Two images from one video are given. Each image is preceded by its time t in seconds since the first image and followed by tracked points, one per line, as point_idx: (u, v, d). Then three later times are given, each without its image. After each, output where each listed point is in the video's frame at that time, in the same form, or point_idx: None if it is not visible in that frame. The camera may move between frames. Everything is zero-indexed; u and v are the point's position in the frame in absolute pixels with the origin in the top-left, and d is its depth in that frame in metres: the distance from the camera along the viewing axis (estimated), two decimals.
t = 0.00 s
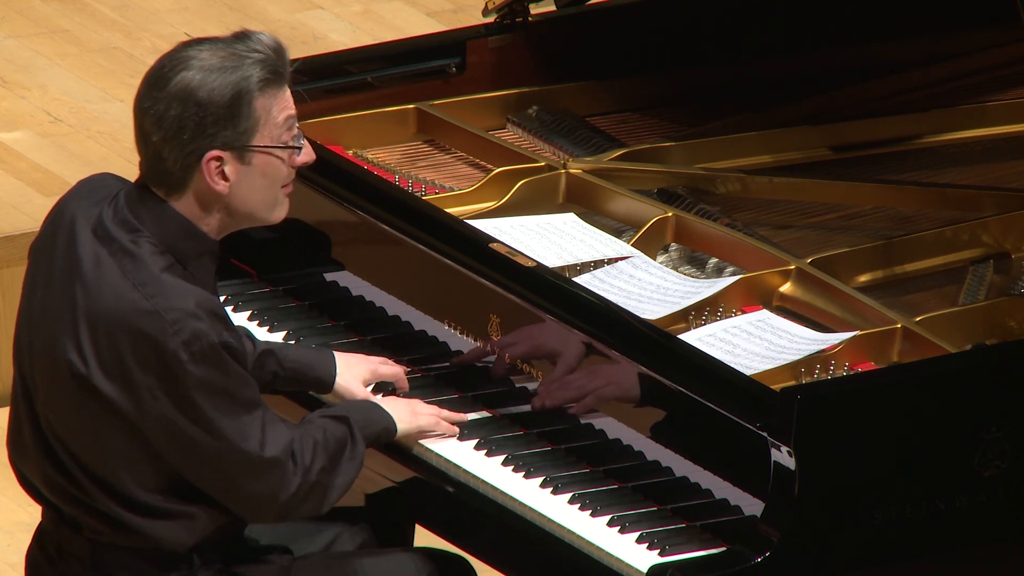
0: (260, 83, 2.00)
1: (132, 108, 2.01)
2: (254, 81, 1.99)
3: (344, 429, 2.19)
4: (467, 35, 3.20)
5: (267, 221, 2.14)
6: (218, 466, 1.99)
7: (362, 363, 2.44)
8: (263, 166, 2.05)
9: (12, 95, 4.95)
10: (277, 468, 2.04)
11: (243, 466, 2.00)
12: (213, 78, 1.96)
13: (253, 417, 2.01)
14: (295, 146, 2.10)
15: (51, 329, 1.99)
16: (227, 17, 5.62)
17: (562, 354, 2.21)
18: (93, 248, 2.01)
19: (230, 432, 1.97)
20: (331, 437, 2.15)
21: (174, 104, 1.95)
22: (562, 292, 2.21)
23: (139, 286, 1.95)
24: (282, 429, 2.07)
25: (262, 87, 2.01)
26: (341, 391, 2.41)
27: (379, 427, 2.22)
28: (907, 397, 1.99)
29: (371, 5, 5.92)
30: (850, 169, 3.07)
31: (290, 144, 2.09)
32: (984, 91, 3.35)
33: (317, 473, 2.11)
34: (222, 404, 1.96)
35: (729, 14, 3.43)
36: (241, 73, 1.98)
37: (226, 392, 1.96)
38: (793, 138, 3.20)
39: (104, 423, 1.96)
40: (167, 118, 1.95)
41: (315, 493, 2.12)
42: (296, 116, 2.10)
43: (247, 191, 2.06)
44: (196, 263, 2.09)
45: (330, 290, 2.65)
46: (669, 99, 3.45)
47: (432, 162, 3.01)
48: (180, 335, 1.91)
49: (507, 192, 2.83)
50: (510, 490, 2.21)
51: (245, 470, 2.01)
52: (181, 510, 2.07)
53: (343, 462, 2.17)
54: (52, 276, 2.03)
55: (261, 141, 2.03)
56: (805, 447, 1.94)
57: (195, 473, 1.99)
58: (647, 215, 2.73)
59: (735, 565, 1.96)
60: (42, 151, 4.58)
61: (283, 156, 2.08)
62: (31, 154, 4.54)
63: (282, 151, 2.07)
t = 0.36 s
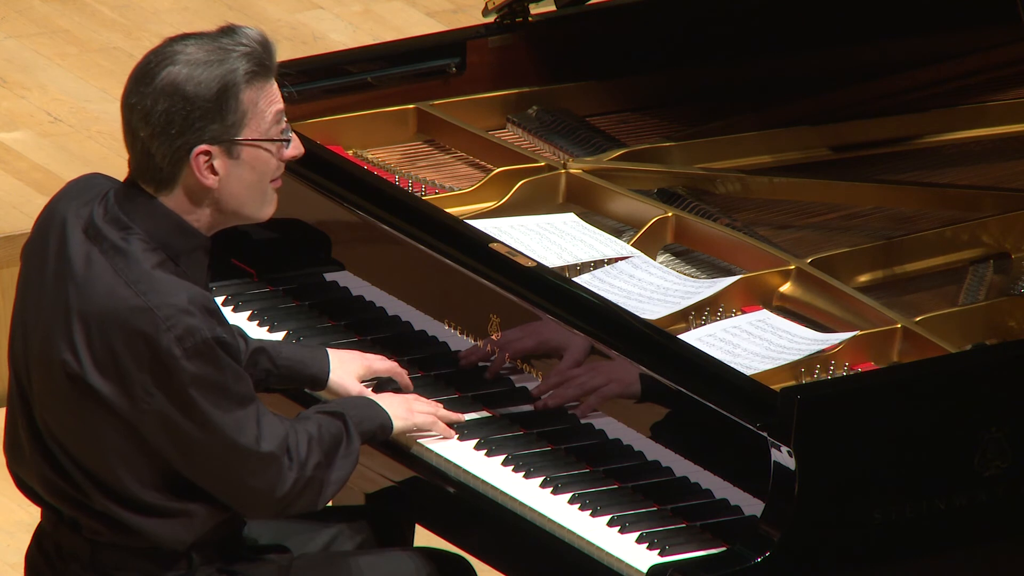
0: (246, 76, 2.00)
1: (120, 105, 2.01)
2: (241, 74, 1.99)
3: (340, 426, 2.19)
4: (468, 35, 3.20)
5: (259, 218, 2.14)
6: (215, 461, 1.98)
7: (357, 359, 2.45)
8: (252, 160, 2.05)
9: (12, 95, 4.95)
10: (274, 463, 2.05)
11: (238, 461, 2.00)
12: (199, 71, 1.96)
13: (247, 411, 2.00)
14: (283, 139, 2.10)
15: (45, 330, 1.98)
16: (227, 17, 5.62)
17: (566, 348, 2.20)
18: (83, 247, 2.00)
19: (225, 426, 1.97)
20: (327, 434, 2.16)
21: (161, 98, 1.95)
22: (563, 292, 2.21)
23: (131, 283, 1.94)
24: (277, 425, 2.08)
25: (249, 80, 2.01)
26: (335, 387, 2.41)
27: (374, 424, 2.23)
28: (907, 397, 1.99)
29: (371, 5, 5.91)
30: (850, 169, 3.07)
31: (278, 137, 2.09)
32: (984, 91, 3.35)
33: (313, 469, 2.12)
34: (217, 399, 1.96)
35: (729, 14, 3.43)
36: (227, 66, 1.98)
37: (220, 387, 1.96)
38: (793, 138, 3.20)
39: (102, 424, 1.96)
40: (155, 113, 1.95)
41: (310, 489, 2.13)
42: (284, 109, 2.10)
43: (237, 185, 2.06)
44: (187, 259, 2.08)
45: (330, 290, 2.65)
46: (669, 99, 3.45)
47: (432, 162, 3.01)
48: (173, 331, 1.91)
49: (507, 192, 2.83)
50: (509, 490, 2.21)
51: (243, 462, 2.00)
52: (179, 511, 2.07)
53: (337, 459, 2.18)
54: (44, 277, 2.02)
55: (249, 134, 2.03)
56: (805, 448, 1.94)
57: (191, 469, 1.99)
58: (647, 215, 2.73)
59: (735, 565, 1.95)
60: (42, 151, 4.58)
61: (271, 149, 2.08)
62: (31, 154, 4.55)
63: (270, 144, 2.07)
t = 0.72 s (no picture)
0: (233, 68, 2.00)
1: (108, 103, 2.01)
2: (227, 67, 1.99)
3: (338, 423, 2.19)
4: (468, 35, 3.19)
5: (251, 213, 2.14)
6: (213, 457, 1.99)
7: (357, 359, 2.46)
8: (242, 152, 2.05)
9: (12, 95, 4.95)
10: (271, 457, 2.05)
11: (235, 457, 2.00)
12: (186, 65, 1.96)
13: (246, 404, 2.01)
14: (273, 131, 2.10)
15: (40, 331, 1.98)
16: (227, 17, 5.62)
17: (566, 348, 2.20)
18: (75, 247, 2.00)
19: (221, 422, 1.97)
20: (325, 431, 2.16)
21: (148, 94, 1.95)
22: (564, 293, 2.21)
23: (123, 281, 1.94)
24: (273, 420, 2.08)
25: (235, 72, 2.01)
26: (335, 387, 2.42)
27: (374, 424, 2.23)
28: (907, 398, 1.99)
29: (371, 5, 5.91)
30: (850, 169, 3.07)
31: (267, 129, 2.09)
32: (984, 91, 3.35)
33: (311, 464, 2.12)
34: (211, 394, 1.95)
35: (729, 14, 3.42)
36: (213, 59, 1.98)
37: (214, 381, 1.95)
38: (793, 138, 3.20)
39: (101, 423, 1.96)
40: (143, 110, 1.95)
41: (308, 485, 2.13)
42: (271, 101, 2.10)
43: (228, 179, 2.06)
44: (180, 255, 2.09)
45: (330, 290, 2.65)
46: (670, 100, 3.45)
47: (432, 162, 3.01)
48: (166, 328, 1.91)
49: (507, 192, 2.83)
50: (509, 489, 2.21)
51: (243, 456, 2.01)
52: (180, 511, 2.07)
53: (336, 456, 2.18)
54: (38, 278, 2.02)
55: (238, 127, 2.03)
56: (805, 448, 1.94)
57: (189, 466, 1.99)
58: (647, 215, 2.73)
59: (735, 565, 1.95)
60: (42, 151, 4.59)
61: (261, 141, 2.08)
62: (31, 154, 4.55)
63: (259, 136, 2.07)
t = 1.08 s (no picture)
0: (225, 63, 2.01)
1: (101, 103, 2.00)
2: (219, 61, 1.99)
3: (338, 424, 2.19)
4: (468, 35, 3.19)
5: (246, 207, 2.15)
6: (213, 455, 1.99)
7: (356, 364, 2.45)
8: (237, 147, 2.06)
9: (12, 95, 4.95)
10: (270, 455, 2.05)
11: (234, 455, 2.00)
12: (178, 62, 1.96)
13: (243, 402, 2.01)
14: (266, 125, 2.10)
15: (38, 331, 1.98)
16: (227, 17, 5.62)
17: (565, 350, 2.20)
18: (72, 245, 2.00)
19: (220, 419, 1.97)
20: (324, 430, 2.16)
21: (141, 92, 1.95)
22: (564, 294, 2.21)
23: (120, 279, 1.94)
24: (272, 418, 2.08)
25: (227, 66, 2.01)
26: (334, 392, 2.41)
27: (374, 425, 2.23)
28: (907, 398, 1.99)
29: (371, 5, 5.91)
30: (850, 169, 3.07)
31: (261, 123, 2.09)
32: (984, 91, 3.35)
33: (309, 463, 2.12)
34: (210, 392, 1.96)
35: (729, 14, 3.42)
36: (205, 55, 1.98)
37: (212, 378, 1.95)
38: (793, 138, 3.20)
39: (100, 423, 1.96)
40: (137, 108, 1.95)
41: (306, 484, 2.13)
42: (263, 95, 2.10)
43: (223, 174, 2.06)
44: (176, 252, 2.09)
45: (330, 290, 2.65)
46: (669, 99, 3.45)
47: (432, 162, 3.01)
48: (164, 325, 1.91)
49: (507, 192, 2.83)
50: (509, 489, 2.21)
51: (241, 454, 2.01)
52: (180, 510, 2.06)
53: (336, 456, 2.18)
54: (34, 278, 2.02)
55: (232, 122, 2.04)
56: (805, 448, 1.94)
57: (189, 464, 1.99)
58: (647, 215, 2.73)
59: (735, 565, 1.95)
60: (41, 150, 4.59)
61: (255, 136, 2.09)
62: (31, 154, 4.56)
63: (253, 129, 2.08)
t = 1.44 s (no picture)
0: (218, 57, 2.01)
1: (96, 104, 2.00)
2: (212, 56, 1.99)
3: (337, 422, 2.19)
4: (468, 35, 3.19)
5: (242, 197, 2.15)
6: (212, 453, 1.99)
7: (356, 359, 2.46)
8: (233, 142, 2.06)
9: (12, 95, 4.96)
10: (270, 453, 2.05)
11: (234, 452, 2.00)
12: (172, 59, 1.96)
13: (243, 400, 2.01)
14: (260, 117, 2.11)
15: (36, 330, 1.98)
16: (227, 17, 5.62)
17: (565, 349, 2.20)
18: (69, 245, 2.00)
19: (220, 417, 1.97)
20: (323, 428, 2.16)
21: (137, 91, 1.95)
22: (563, 292, 2.21)
23: (118, 277, 1.94)
24: (272, 416, 2.08)
25: (221, 60, 2.01)
26: (334, 387, 2.42)
27: (373, 423, 2.22)
28: (907, 398, 1.99)
29: (371, 5, 5.91)
30: (850, 169, 3.07)
31: (255, 117, 2.10)
32: (984, 91, 3.35)
33: (309, 461, 2.12)
34: (210, 389, 1.96)
35: (729, 14, 3.42)
36: (198, 51, 1.98)
37: (212, 375, 1.96)
38: (793, 138, 3.20)
39: (100, 422, 1.96)
40: (134, 107, 1.95)
41: (305, 482, 2.13)
42: (257, 90, 2.10)
43: (220, 170, 2.06)
44: (174, 250, 2.08)
45: (330, 289, 2.65)
46: (670, 100, 3.45)
47: (432, 162, 3.01)
48: (163, 322, 1.92)
49: (507, 192, 2.83)
50: (509, 489, 2.21)
51: (241, 451, 2.01)
52: (180, 510, 2.06)
53: (335, 455, 2.18)
54: (32, 278, 2.02)
55: (228, 116, 2.04)
56: (805, 448, 1.94)
57: (189, 462, 1.99)
58: (647, 215, 2.73)
59: (735, 564, 1.95)
60: (41, 150, 4.60)
61: (250, 129, 2.09)
62: (31, 154, 4.57)
63: (248, 123, 2.08)
